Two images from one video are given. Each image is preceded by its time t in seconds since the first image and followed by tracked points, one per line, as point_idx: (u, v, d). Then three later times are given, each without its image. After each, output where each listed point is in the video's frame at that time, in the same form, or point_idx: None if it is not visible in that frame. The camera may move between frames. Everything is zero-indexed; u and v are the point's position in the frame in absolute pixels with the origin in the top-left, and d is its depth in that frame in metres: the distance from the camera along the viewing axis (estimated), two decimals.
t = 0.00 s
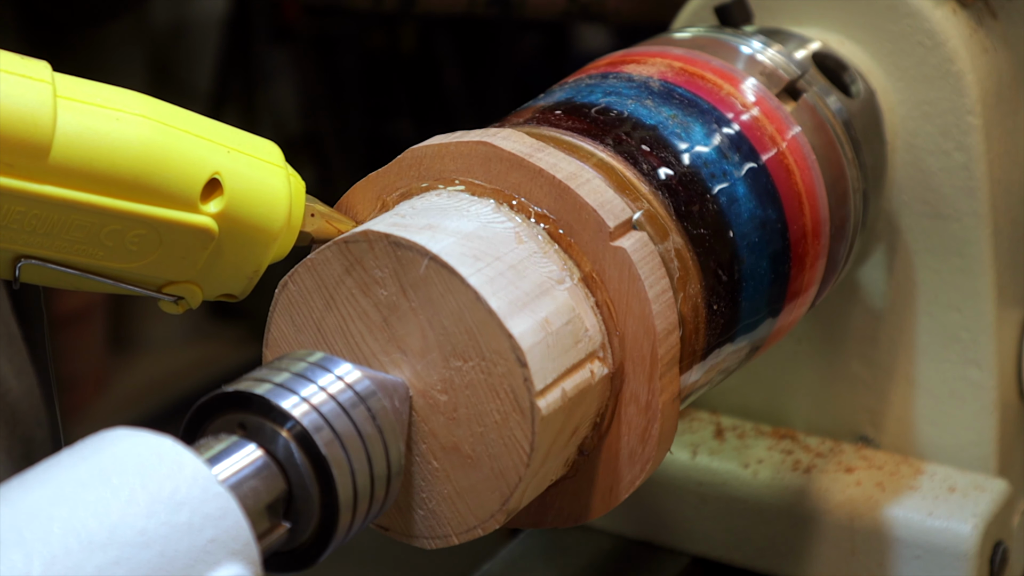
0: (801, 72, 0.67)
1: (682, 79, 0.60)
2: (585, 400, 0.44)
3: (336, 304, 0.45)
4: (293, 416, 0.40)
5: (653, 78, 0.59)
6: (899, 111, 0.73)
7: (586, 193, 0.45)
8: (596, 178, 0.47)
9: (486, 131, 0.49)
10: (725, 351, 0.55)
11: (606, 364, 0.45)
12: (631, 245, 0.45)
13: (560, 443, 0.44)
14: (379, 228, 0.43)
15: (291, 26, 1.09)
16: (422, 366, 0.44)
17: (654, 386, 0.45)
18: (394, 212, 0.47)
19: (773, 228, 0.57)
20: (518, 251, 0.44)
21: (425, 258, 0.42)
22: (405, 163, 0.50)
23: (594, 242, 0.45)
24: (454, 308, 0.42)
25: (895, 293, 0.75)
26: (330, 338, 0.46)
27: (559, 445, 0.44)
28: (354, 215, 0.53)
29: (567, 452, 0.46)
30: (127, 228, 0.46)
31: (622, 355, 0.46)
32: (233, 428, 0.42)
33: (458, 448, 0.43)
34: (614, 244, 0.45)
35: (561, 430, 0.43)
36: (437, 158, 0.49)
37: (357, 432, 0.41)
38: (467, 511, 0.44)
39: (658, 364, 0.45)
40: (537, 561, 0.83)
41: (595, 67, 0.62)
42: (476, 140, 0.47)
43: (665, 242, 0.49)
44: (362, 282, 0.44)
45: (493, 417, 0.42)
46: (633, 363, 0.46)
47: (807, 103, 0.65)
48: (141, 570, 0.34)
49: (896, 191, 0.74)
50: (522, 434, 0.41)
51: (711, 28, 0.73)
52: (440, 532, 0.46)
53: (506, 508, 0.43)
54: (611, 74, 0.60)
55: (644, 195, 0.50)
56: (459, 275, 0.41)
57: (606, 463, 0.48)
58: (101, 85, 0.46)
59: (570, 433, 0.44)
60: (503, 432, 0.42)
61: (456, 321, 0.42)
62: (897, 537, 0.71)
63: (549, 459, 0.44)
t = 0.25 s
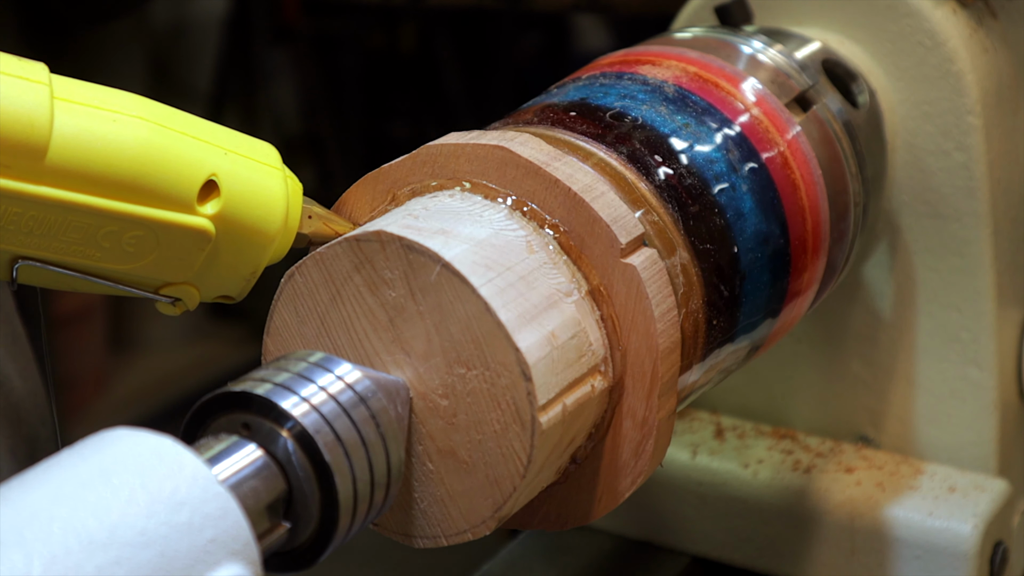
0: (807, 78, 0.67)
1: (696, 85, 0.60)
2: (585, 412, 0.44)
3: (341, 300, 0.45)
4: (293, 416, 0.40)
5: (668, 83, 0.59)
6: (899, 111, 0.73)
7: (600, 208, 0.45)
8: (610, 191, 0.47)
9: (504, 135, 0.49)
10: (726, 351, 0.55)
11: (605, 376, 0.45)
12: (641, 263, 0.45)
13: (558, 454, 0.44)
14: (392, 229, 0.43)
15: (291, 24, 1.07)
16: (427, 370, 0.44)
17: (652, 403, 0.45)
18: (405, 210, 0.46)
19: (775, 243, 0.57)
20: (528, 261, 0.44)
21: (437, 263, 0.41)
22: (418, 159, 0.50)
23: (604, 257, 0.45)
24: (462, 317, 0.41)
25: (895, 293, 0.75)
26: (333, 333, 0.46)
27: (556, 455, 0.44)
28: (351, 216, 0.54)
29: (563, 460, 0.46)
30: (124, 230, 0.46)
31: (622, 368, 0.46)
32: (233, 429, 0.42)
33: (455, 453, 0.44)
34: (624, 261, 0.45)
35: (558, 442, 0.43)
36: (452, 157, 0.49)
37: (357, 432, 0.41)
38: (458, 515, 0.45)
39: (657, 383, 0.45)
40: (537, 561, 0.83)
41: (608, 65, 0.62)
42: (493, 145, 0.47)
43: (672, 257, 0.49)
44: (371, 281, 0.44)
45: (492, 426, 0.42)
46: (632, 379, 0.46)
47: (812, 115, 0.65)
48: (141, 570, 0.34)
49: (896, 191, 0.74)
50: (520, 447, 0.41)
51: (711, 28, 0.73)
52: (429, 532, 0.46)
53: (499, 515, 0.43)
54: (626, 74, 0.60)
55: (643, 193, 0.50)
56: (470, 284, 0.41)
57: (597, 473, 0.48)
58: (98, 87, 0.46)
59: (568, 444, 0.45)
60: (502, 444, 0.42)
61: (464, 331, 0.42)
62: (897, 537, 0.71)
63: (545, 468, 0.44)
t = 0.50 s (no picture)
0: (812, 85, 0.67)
1: (703, 89, 0.59)
2: (583, 419, 0.44)
3: (345, 298, 0.45)
4: (293, 416, 0.40)
5: (675, 86, 0.59)
6: (899, 111, 0.73)
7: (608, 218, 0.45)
8: (617, 199, 0.47)
9: (513, 137, 0.49)
10: (726, 351, 0.55)
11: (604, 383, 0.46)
12: (646, 273, 0.45)
13: (555, 459, 0.44)
14: (400, 230, 0.43)
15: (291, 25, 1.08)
16: (429, 372, 0.43)
17: (650, 413, 0.46)
18: (412, 210, 0.46)
19: (777, 253, 0.57)
20: (533, 267, 0.44)
21: (444, 267, 0.41)
22: (427, 157, 0.49)
23: (609, 266, 0.45)
24: (467, 322, 0.41)
25: (895, 293, 0.75)
26: (335, 330, 0.46)
27: (553, 460, 0.44)
28: (346, 221, 0.53)
29: (560, 463, 0.46)
30: (122, 236, 0.46)
31: (621, 375, 0.46)
32: (232, 429, 0.42)
33: (452, 456, 0.44)
34: (629, 270, 0.45)
35: (556, 448, 0.43)
36: (460, 157, 0.48)
37: (356, 432, 0.41)
38: (452, 516, 0.45)
39: (656, 393, 0.45)
40: (537, 561, 0.83)
41: (616, 65, 0.62)
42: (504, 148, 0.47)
43: (675, 266, 0.49)
44: (376, 281, 0.44)
45: (491, 432, 0.42)
46: (632, 388, 0.46)
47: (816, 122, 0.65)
48: (141, 570, 0.34)
49: (896, 191, 0.74)
50: (519, 453, 0.41)
51: (711, 28, 0.73)
52: (423, 532, 0.46)
53: (494, 517, 0.43)
54: (633, 75, 0.60)
55: (644, 194, 0.50)
56: (476, 290, 0.41)
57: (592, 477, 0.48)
58: (96, 94, 0.46)
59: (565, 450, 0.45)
60: (500, 450, 0.42)
61: (468, 336, 0.42)
62: (897, 537, 0.71)
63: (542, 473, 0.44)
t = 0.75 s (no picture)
0: (824, 100, 0.67)
1: (720, 101, 0.59)
2: (579, 434, 0.45)
3: (355, 293, 0.45)
4: (293, 417, 0.40)
5: (694, 95, 0.59)
6: (899, 111, 0.73)
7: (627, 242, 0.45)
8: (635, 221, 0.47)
9: (536, 146, 0.48)
10: (727, 350, 0.55)
11: (603, 398, 0.46)
12: (655, 297, 0.45)
13: (550, 469, 0.45)
14: (419, 235, 0.42)
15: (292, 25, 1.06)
16: (433, 377, 0.43)
17: (644, 433, 0.46)
18: (429, 210, 0.45)
19: (777, 271, 0.57)
20: (546, 283, 0.44)
21: (460, 279, 0.41)
22: (447, 155, 0.49)
23: (620, 286, 0.46)
24: (476, 334, 0.41)
25: (895, 293, 0.75)
26: (340, 323, 0.45)
27: (548, 469, 0.45)
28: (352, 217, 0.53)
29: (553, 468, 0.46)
30: (124, 230, 0.46)
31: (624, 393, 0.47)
32: (232, 429, 0.42)
33: (447, 461, 0.44)
34: (640, 294, 0.45)
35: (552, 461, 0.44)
36: (481, 161, 0.48)
37: (357, 433, 0.41)
38: (441, 519, 0.45)
39: (652, 415, 0.46)
40: (537, 561, 0.83)
41: (636, 64, 0.61)
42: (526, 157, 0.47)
43: (682, 286, 0.49)
44: (389, 282, 0.43)
45: (489, 443, 0.42)
46: (629, 409, 0.47)
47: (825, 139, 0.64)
48: (141, 569, 0.34)
49: (896, 191, 0.74)
50: (515, 467, 0.42)
51: (711, 28, 0.73)
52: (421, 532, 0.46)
53: (482, 523, 0.44)
54: (654, 80, 0.59)
55: (643, 192, 0.50)
56: (489, 305, 0.41)
57: (580, 485, 0.49)
58: (99, 88, 0.46)
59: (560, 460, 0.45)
60: (497, 464, 0.42)
61: (478, 348, 0.42)
62: (898, 537, 0.71)
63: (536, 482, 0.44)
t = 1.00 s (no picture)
0: (824, 100, 0.67)
1: (720, 100, 0.59)
2: (580, 433, 0.45)
3: (354, 293, 0.45)
4: (293, 416, 0.40)
5: (693, 95, 0.59)
6: (899, 111, 0.73)
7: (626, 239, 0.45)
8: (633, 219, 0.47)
9: (535, 145, 0.48)
10: (727, 349, 0.55)
11: (604, 397, 0.46)
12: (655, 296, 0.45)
13: (550, 468, 0.45)
14: (418, 235, 0.42)
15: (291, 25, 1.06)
16: (433, 377, 0.43)
17: (645, 432, 0.46)
18: (428, 211, 0.45)
19: (778, 271, 0.57)
20: (546, 281, 0.44)
21: (460, 279, 0.41)
22: (446, 155, 0.49)
23: (620, 285, 0.46)
24: (475, 333, 0.41)
25: (895, 292, 0.75)
26: (340, 323, 0.45)
27: (548, 469, 0.45)
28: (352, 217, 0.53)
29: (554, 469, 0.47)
30: (120, 218, 0.46)
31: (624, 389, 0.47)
32: (232, 429, 0.42)
33: (447, 461, 0.44)
34: (639, 292, 0.45)
35: (552, 460, 0.44)
36: (480, 160, 0.48)
37: (357, 432, 0.41)
38: (441, 519, 0.45)
39: (653, 413, 0.46)
40: (537, 561, 0.83)
41: (634, 65, 0.61)
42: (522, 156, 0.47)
43: (682, 285, 0.49)
44: (388, 282, 0.43)
45: (489, 442, 0.42)
46: (629, 408, 0.47)
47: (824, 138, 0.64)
48: (141, 569, 0.34)
49: (896, 191, 0.74)
50: (515, 466, 0.42)
51: (711, 28, 0.73)
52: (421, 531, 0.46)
53: (483, 523, 0.44)
54: (652, 79, 0.59)
55: (643, 192, 0.50)
56: (489, 304, 0.41)
57: (581, 484, 0.49)
58: (100, 78, 0.46)
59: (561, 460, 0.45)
60: (497, 463, 0.43)
61: (477, 347, 0.42)
62: (898, 537, 0.72)
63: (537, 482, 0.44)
